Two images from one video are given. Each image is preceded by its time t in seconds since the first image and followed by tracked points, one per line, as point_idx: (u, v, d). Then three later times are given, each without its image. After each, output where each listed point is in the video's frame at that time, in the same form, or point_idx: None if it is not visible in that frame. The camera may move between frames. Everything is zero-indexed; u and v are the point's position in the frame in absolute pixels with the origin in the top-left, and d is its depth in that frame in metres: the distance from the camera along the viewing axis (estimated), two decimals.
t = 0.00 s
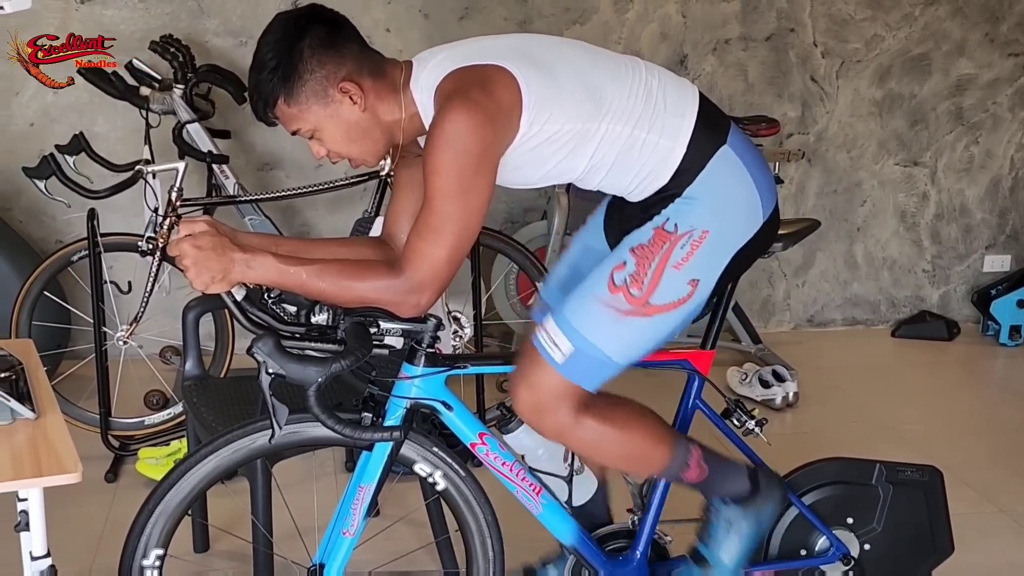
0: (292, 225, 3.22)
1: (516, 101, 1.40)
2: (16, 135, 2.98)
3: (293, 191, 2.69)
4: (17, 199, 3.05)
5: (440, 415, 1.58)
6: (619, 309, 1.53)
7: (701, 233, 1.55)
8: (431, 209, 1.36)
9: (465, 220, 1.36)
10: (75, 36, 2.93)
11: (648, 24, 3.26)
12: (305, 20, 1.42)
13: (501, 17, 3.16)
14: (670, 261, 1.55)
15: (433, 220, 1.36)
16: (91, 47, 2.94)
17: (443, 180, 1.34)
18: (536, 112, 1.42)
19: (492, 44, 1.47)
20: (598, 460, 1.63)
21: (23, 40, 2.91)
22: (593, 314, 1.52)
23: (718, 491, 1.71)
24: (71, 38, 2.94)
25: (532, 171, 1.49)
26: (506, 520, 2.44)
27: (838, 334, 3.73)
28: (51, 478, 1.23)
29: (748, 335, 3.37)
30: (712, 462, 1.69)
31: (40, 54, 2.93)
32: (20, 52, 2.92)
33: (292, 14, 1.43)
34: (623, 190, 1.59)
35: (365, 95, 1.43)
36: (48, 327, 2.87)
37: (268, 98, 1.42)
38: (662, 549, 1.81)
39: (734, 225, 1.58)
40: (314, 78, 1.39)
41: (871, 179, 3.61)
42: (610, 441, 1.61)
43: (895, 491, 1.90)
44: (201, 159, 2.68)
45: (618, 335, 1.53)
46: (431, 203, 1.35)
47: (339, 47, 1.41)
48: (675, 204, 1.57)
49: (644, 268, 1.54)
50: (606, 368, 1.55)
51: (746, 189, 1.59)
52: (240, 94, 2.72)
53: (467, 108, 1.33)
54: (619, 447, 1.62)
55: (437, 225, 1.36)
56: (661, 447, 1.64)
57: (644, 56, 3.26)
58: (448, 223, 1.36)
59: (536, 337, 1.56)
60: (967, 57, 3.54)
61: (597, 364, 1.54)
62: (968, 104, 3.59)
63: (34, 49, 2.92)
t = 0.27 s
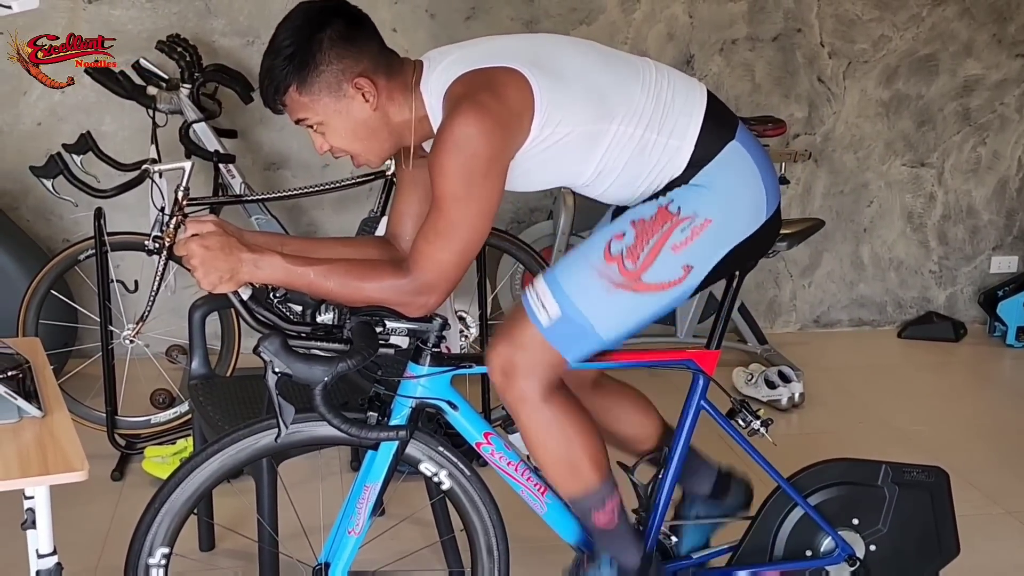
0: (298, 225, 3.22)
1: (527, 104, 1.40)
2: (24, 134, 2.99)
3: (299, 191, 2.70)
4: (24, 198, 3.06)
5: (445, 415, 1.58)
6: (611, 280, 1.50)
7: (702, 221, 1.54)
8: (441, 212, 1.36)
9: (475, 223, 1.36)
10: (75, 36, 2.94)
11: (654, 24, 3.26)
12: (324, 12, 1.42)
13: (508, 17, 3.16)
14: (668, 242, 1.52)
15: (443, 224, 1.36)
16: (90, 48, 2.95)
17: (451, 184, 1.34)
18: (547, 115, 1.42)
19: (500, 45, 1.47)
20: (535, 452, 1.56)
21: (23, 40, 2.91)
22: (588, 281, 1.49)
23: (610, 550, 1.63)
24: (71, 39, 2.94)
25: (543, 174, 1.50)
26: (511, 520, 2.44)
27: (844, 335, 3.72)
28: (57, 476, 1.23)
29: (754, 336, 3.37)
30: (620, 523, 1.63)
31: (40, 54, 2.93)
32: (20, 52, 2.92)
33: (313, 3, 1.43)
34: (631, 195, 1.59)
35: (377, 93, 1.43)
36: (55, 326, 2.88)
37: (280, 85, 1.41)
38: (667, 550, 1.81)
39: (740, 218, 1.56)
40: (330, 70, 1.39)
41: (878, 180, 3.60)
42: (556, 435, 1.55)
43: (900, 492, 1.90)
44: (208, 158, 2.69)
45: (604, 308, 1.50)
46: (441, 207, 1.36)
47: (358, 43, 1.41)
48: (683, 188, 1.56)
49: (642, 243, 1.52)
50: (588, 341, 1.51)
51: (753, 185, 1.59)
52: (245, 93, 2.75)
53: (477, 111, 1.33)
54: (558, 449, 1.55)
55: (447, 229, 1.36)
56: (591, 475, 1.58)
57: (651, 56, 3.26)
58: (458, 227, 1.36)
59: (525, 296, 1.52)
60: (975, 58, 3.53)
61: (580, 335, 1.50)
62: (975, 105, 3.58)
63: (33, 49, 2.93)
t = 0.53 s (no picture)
0: (303, 224, 3.22)
1: (523, 100, 1.40)
2: (29, 133, 3.00)
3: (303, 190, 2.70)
4: (29, 197, 3.07)
5: (449, 414, 1.58)
6: (656, 344, 1.55)
7: (717, 243, 1.55)
8: (437, 207, 1.36)
9: (472, 218, 1.36)
10: (75, 36, 2.94)
11: (659, 24, 3.26)
12: (330, 4, 1.42)
13: (512, 17, 3.16)
14: (692, 280, 1.56)
15: (440, 218, 1.36)
16: (90, 48, 2.95)
17: (448, 179, 1.34)
18: (542, 110, 1.42)
19: (498, 43, 1.47)
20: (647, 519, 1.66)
21: (23, 40, 2.91)
22: (634, 355, 1.56)
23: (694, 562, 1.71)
24: (71, 39, 2.94)
25: (536, 170, 1.49)
26: (515, 519, 2.44)
27: (849, 335, 3.71)
28: (62, 474, 1.24)
29: (759, 336, 3.36)
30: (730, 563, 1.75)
31: (40, 54, 2.93)
32: (20, 52, 2.92)
33: None
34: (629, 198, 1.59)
35: (381, 85, 1.43)
36: (60, 324, 2.88)
37: (284, 72, 1.40)
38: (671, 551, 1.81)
39: (746, 226, 1.57)
40: (335, 59, 1.39)
41: (883, 180, 3.59)
42: (666, 499, 1.65)
43: (906, 493, 1.89)
44: (213, 157, 2.69)
45: (664, 369, 1.57)
46: (437, 202, 1.36)
47: (364, 33, 1.42)
48: (685, 216, 1.57)
49: (670, 296, 1.56)
50: (661, 400, 1.59)
51: (755, 186, 1.58)
52: (252, 92, 2.72)
53: (473, 106, 1.33)
54: (668, 510, 1.65)
55: (444, 223, 1.36)
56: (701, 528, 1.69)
57: (656, 56, 3.26)
58: (455, 222, 1.36)
59: (591, 386, 1.61)
60: (980, 59, 3.52)
61: (651, 400, 1.58)
62: (981, 106, 3.58)
63: (33, 49, 2.93)
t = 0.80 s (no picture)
0: (307, 225, 3.22)
1: (532, 106, 1.40)
2: (34, 133, 3.00)
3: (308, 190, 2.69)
4: (34, 197, 3.07)
5: (453, 415, 1.58)
6: (615, 253, 1.48)
7: (715, 214, 1.53)
8: (445, 214, 1.36)
9: (479, 225, 1.36)
10: (75, 36, 2.94)
11: (664, 25, 3.25)
12: (336, 7, 1.42)
13: (517, 17, 3.15)
14: (677, 228, 1.51)
15: (447, 225, 1.36)
16: (90, 47, 2.95)
17: (455, 186, 1.34)
18: (552, 117, 1.42)
19: (505, 48, 1.47)
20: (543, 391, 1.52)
21: (23, 40, 2.92)
22: (594, 251, 1.48)
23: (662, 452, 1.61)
24: (71, 39, 2.95)
25: (547, 176, 1.49)
26: (519, 520, 2.44)
27: (854, 337, 3.70)
28: (66, 475, 1.24)
29: (763, 338, 3.36)
30: (663, 425, 1.59)
31: (41, 54, 2.94)
32: (20, 52, 2.93)
33: None
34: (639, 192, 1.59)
35: (385, 90, 1.43)
36: (64, 324, 2.89)
37: (287, 75, 1.41)
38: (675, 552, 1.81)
39: (751, 222, 1.56)
40: (338, 63, 1.40)
41: (887, 182, 3.59)
42: (558, 372, 1.50)
43: (911, 495, 1.89)
44: (217, 157, 2.69)
45: (604, 281, 1.48)
46: (444, 208, 1.35)
47: (368, 37, 1.42)
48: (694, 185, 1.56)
49: (652, 225, 1.51)
50: (575, 309, 1.49)
51: (762, 185, 1.58)
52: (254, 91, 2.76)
53: (482, 114, 1.33)
54: (566, 383, 1.51)
55: (452, 231, 1.36)
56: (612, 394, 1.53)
57: (660, 57, 3.26)
58: (463, 229, 1.36)
59: (523, 255, 1.50)
60: (986, 60, 3.52)
61: (570, 301, 1.48)
62: (986, 107, 3.57)
63: (33, 49, 2.93)
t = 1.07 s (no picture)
0: (310, 226, 3.23)
1: (547, 108, 1.40)
2: (37, 135, 3.00)
3: (311, 191, 2.69)
4: (37, 198, 3.07)
5: (456, 418, 1.58)
6: (661, 340, 1.53)
7: (728, 243, 1.54)
8: (458, 216, 1.35)
9: (491, 228, 1.36)
10: (75, 36, 2.94)
11: (667, 27, 3.25)
12: (347, 13, 1.41)
13: (520, 19, 3.15)
14: (701, 279, 1.54)
15: (459, 227, 1.36)
16: (90, 47, 2.95)
17: (471, 188, 1.33)
18: (566, 119, 1.42)
19: (515, 49, 1.47)
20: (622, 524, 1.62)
21: (23, 40, 2.92)
22: (637, 348, 1.54)
23: None
24: (71, 38, 2.95)
25: (560, 177, 1.49)
26: (522, 523, 2.43)
27: (856, 340, 3.70)
28: (69, 476, 1.23)
29: (766, 340, 3.36)
30: None
31: (41, 54, 2.94)
32: (20, 52, 2.93)
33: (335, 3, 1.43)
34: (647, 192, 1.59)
35: (398, 96, 1.43)
36: (67, 325, 2.89)
37: (299, 83, 1.40)
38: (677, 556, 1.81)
39: (763, 226, 1.56)
40: (352, 71, 1.39)
41: (890, 184, 3.58)
42: (645, 508, 1.61)
43: (914, 499, 1.89)
44: (220, 159, 2.69)
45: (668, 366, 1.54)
46: (458, 210, 1.35)
47: (380, 44, 1.42)
48: (697, 216, 1.57)
49: (677, 293, 1.54)
50: (664, 397, 1.56)
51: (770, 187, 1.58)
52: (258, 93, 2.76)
53: (499, 117, 1.33)
54: (644, 521, 1.61)
55: (463, 232, 1.36)
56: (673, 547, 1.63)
57: (663, 59, 3.25)
58: (474, 231, 1.36)
59: (598, 382, 1.59)
60: (989, 62, 3.51)
61: (653, 395, 1.55)
62: (989, 110, 3.57)
63: (33, 49, 2.93)
